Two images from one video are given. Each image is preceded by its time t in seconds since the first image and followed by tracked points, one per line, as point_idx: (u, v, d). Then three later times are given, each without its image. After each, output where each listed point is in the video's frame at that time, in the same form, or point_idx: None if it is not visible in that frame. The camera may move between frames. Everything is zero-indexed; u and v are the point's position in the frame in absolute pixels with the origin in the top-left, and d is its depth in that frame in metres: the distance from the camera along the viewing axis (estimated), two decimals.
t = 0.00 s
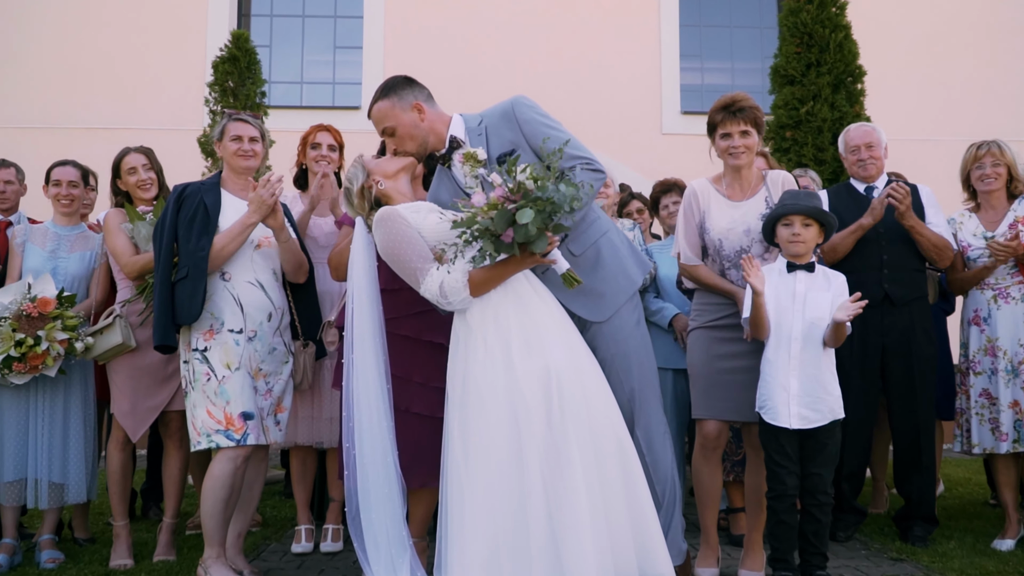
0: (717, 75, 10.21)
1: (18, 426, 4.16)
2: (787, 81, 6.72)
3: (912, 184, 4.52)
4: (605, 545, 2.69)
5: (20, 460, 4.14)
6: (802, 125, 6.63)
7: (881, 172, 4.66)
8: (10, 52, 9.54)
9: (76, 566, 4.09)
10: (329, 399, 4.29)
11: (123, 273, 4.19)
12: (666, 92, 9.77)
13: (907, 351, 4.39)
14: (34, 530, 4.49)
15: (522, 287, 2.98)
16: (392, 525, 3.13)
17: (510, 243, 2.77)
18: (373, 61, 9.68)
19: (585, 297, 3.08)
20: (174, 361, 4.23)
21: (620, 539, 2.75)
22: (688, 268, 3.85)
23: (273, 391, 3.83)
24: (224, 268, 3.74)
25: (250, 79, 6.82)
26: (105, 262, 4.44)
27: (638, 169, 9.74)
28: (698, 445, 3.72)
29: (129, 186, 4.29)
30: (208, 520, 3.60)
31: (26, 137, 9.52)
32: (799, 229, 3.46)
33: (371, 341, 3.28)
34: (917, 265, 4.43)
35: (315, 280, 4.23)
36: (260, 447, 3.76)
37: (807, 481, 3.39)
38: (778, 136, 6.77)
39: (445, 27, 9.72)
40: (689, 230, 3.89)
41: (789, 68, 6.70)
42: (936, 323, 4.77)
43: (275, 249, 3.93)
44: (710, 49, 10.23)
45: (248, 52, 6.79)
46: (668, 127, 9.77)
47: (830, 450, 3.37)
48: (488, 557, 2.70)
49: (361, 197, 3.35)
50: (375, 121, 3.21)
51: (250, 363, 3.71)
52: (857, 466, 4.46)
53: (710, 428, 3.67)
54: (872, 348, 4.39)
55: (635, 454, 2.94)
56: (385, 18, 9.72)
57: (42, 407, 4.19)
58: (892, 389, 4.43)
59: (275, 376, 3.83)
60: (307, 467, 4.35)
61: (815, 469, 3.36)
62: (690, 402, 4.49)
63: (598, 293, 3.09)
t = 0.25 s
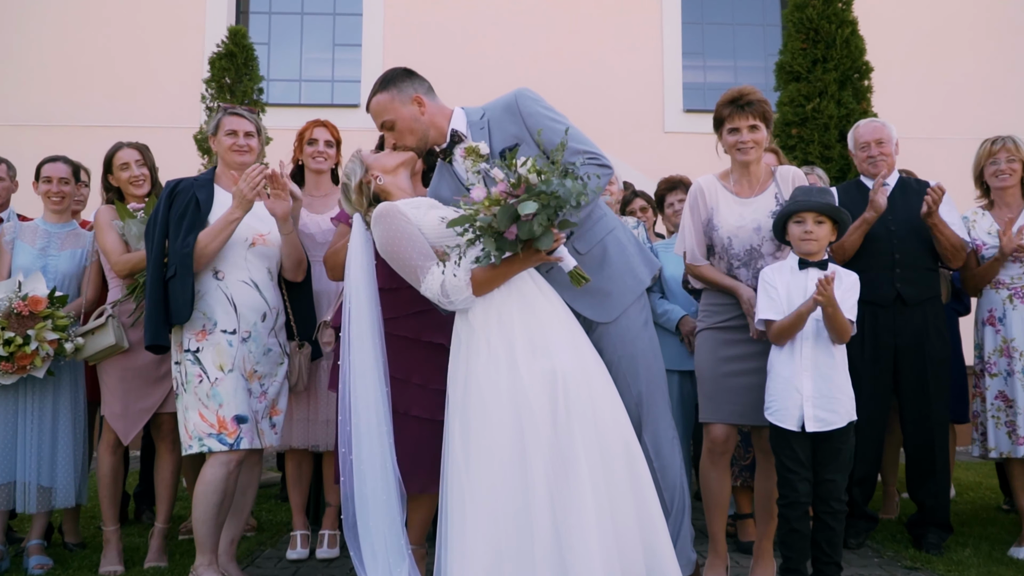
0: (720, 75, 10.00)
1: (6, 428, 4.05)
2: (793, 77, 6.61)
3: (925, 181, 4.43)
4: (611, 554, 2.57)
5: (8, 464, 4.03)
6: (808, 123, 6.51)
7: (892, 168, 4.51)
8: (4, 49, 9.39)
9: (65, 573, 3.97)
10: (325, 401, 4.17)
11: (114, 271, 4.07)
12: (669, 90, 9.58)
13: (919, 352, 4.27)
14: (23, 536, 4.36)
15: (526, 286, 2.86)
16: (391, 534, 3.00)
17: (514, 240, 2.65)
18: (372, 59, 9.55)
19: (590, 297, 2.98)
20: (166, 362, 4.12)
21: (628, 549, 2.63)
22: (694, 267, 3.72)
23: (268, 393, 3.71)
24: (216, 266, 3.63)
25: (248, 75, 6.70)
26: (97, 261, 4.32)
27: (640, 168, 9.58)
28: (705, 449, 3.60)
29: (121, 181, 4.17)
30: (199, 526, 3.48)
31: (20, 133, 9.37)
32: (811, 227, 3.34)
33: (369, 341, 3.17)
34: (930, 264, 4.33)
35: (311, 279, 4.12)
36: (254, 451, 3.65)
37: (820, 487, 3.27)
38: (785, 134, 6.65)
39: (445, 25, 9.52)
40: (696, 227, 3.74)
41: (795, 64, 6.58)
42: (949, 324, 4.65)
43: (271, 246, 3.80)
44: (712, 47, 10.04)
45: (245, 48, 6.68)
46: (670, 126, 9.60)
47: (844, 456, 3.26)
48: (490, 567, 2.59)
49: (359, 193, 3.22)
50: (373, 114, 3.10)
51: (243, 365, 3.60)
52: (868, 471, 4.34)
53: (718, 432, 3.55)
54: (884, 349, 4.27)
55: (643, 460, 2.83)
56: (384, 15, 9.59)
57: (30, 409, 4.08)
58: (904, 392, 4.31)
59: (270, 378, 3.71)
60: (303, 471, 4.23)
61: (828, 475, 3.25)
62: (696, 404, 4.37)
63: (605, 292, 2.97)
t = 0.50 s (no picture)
0: (723, 72, 9.80)
1: None
2: (800, 73, 6.49)
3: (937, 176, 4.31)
4: (622, 568, 2.45)
5: None
6: (815, 119, 6.38)
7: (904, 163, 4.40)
8: None
9: None
10: (322, 404, 4.05)
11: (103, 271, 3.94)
12: (672, 86, 9.26)
13: (933, 354, 4.15)
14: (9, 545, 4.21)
15: (531, 286, 2.73)
16: (389, 545, 2.87)
17: (520, 236, 2.53)
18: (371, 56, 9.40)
19: (598, 297, 2.85)
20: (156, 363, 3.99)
21: (639, 562, 2.50)
22: (703, 267, 3.56)
23: (262, 397, 3.58)
24: (207, 265, 3.50)
25: (243, 72, 6.55)
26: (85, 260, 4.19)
27: (642, 168, 9.26)
28: (714, 455, 3.46)
29: (110, 177, 4.05)
30: (190, 534, 3.35)
31: (9, 130, 9.09)
32: (826, 223, 3.19)
33: (367, 344, 3.02)
34: (944, 263, 4.20)
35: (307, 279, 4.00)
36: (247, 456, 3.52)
37: (834, 495, 3.13)
38: (790, 131, 6.52)
39: (443, 19, 9.19)
40: (704, 225, 3.59)
41: (802, 59, 6.46)
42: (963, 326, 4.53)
43: (264, 245, 3.67)
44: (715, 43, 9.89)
45: (241, 43, 6.54)
46: (672, 124, 9.29)
47: (860, 462, 3.11)
48: None
49: (356, 188, 3.08)
50: (369, 107, 2.97)
51: (236, 367, 3.47)
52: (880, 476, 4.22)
53: (728, 437, 3.42)
54: (897, 350, 4.14)
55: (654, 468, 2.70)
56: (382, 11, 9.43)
57: (16, 412, 3.96)
58: (917, 395, 4.18)
59: (263, 381, 3.59)
60: (298, 478, 4.09)
61: (843, 482, 3.10)
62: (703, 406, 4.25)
63: (613, 292, 2.85)
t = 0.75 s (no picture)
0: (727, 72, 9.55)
1: None
2: (806, 69, 6.38)
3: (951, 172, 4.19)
4: None
5: None
6: (821, 116, 6.26)
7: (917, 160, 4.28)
8: None
9: None
10: (318, 408, 3.93)
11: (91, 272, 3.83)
12: (674, 83, 9.14)
13: (947, 355, 4.03)
14: None
15: (536, 286, 2.62)
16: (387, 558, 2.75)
17: (527, 233, 2.41)
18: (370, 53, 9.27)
19: (605, 298, 2.74)
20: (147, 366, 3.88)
21: None
22: (711, 265, 3.43)
23: (256, 401, 3.47)
24: (199, 265, 3.38)
25: (238, 70, 6.44)
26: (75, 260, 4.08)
27: (645, 165, 9.18)
28: (723, 461, 3.34)
29: (98, 174, 3.97)
30: (181, 544, 3.22)
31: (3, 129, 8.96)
32: (839, 220, 3.08)
33: (364, 347, 2.87)
34: (958, 262, 4.09)
35: (304, 278, 3.88)
36: (241, 463, 3.40)
37: (848, 503, 3.01)
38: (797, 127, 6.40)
39: (445, 16, 9.04)
40: (712, 223, 3.45)
41: (809, 54, 6.35)
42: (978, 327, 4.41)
43: (257, 244, 3.56)
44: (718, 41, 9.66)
45: (237, 40, 6.43)
46: (674, 122, 9.16)
47: (875, 469, 3.00)
48: None
49: (352, 184, 2.97)
50: (367, 100, 2.85)
51: (229, 370, 3.35)
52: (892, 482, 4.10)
53: (737, 442, 3.30)
54: (909, 352, 4.02)
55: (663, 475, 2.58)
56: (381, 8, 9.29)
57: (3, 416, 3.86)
58: (931, 397, 4.06)
59: (257, 384, 3.47)
60: (293, 485, 3.96)
61: (858, 491, 2.99)
62: (710, 409, 4.15)
63: (620, 292, 2.73)
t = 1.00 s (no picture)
0: (731, 70, 9.33)
1: None
2: (815, 66, 6.24)
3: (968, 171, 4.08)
4: None
5: None
6: (830, 114, 6.12)
7: (932, 159, 4.11)
8: None
9: None
10: (313, 414, 3.79)
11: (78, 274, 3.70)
12: (679, 81, 8.98)
13: (967, 360, 3.88)
14: None
15: (540, 289, 2.48)
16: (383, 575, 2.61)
17: (532, 233, 2.28)
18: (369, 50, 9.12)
19: (613, 301, 2.59)
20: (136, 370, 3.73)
21: None
22: (722, 267, 3.30)
23: (247, 407, 3.33)
24: (189, 266, 3.25)
25: (233, 67, 6.29)
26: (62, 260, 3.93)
27: (649, 165, 9.00)
28: (735, 471, 3.19)
29: (85, 171, 3.86)
30: (168, 557, 3.08)
31: None
32: (856, 220, 2.96)
33: (362, 351, 2.72)
34: (977, 264, 3.94)
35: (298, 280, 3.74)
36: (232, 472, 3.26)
37: (867, 517, 2.86)
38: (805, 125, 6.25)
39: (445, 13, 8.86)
40: (724, 223, 3.31)
41: (819, 51, 6.21)
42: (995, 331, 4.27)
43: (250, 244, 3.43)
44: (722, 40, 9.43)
45: (233, 35, 6.30)
46: (678, 121, 8.99)
47: (896, 482, 2.85)
48: None
49: (348, 181, 2.81)
50: (364, 93, 2.72)
51: (219, 376, 3.21)
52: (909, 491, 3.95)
53: (749, 451, 3.15)
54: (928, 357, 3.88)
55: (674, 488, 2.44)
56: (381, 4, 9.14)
57: None
58: (950, 404, 3.91)
59: (249, 389, 3.33)
60: (287, 494, 3.80)
61: (878, 504, 2.84)
62: (719, 415, 4.01)
63: (629, 294, 2.58)
